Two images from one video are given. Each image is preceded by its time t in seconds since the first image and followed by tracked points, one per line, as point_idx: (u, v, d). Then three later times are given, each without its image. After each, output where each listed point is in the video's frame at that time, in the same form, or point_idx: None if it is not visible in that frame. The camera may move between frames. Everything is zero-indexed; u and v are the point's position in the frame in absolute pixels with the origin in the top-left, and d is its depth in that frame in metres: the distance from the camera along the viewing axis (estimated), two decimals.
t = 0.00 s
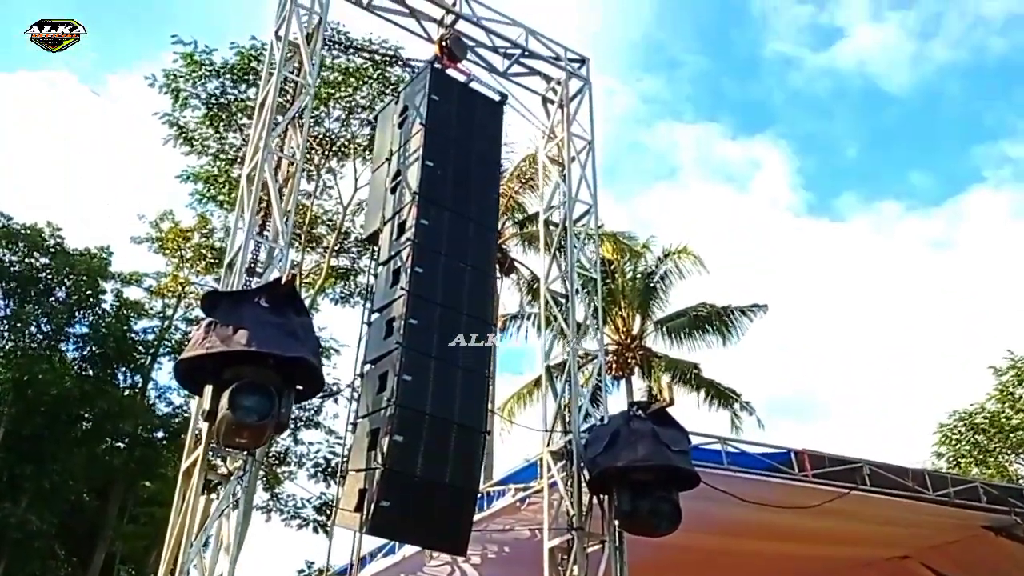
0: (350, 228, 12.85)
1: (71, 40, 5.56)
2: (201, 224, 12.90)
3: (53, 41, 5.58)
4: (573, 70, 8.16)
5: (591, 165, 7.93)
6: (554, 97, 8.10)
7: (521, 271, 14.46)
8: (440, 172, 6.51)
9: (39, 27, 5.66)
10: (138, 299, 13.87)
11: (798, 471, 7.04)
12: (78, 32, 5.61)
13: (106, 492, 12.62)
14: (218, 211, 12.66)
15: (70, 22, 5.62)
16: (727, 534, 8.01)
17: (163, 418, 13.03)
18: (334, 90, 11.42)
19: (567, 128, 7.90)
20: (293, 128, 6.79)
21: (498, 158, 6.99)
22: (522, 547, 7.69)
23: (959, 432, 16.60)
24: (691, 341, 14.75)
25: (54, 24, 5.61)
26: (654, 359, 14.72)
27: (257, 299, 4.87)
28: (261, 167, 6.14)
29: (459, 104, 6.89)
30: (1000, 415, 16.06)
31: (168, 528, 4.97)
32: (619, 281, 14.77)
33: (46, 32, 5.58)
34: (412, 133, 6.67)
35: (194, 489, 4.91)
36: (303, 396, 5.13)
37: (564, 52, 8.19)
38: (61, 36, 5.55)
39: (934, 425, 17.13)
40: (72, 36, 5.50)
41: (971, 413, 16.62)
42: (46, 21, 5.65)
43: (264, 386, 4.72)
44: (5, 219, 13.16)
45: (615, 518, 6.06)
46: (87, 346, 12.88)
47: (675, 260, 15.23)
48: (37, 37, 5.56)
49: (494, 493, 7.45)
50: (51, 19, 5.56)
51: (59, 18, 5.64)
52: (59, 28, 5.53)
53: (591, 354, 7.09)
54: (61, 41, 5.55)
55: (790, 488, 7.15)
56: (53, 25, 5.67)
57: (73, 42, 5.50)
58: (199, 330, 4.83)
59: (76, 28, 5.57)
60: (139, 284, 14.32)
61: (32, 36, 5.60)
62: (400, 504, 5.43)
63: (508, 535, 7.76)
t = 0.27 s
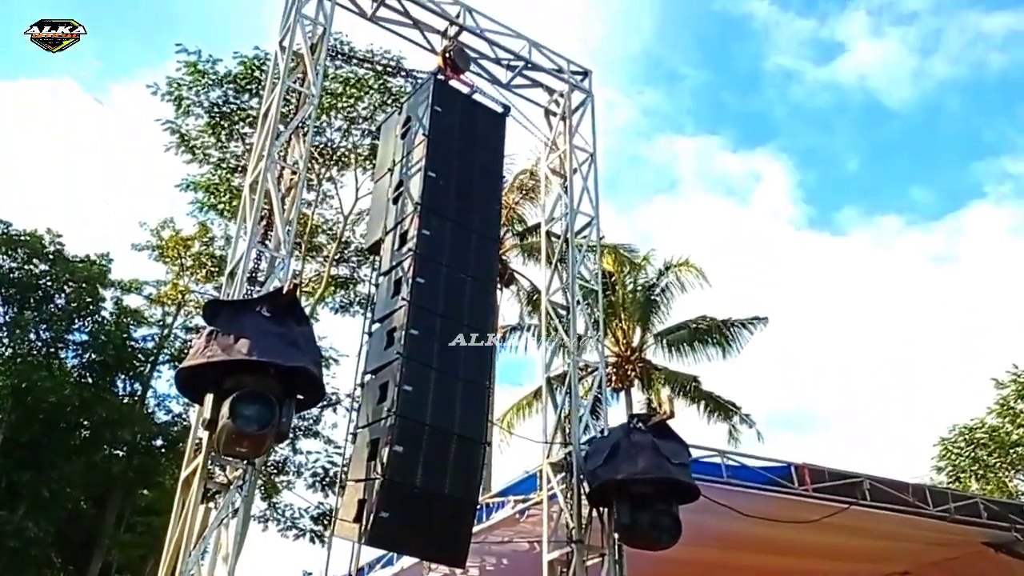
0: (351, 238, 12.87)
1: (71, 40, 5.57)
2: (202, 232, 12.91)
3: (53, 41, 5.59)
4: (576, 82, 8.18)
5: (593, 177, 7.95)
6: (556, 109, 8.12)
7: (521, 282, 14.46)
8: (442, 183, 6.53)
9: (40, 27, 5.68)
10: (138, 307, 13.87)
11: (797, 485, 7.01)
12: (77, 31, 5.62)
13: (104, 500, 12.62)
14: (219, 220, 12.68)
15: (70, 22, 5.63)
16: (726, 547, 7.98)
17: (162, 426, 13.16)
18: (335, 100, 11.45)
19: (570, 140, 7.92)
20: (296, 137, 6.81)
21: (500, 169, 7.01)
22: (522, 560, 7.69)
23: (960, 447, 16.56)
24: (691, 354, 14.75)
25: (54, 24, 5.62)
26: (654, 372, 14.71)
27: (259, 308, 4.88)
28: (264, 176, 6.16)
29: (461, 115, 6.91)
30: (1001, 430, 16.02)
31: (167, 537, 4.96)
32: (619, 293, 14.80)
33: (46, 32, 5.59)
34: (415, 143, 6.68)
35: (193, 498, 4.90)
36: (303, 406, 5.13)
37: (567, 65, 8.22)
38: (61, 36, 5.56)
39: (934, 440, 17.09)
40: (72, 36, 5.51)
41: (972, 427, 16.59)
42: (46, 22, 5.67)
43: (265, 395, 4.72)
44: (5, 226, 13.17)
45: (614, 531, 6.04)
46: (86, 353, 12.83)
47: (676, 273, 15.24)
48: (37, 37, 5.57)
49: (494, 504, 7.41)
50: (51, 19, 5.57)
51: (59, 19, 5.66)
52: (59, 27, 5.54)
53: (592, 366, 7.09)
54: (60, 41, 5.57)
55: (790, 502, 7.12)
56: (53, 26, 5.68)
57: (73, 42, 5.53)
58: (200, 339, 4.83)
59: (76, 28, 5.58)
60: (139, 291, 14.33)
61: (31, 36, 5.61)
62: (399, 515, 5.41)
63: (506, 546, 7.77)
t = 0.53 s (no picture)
0: (351, 245, 12.88)
1: (71, 40, 5.58)
2: (204, 238, 12.92)
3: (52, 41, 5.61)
4: (579, 92, 8.20)
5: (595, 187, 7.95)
6: (558, 119, 8.14)
7: (521, 291, 14.45)
8: (444, 191, 6.54)
9: (40, 27, 5.69)
10: (138, 311, 13.87)
11: (797, 496, 6.98)
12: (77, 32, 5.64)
13: (102, 505, 12.60)
14: (220, 226, 12.68)
15: (70, 22, 5.64)
16: (725, 557, 7.97)
17: (160, 432, 13.01)
18: (337, 108, 11.46)
19: (572, 150, 7.93)
20: (298, 144, 6.82)
21: (502, 178, 7.02)
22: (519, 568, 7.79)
23: (962, 460, 16.51)
24: (691, 364, 14.74)
25: (54, 24, 5.64)
26: (654, 382, 14.68)
27: (260, 314, 4.88)
28: (267, 182, 6.16)
29: (464, 124, 6.93)
30: (1002, 444, 15.98)
31: (166, 542, 4.95)
32: (619, 302, 14.76)
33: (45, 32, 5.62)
34: (417, 152, 6.69)
35: (192, 503, 4.88)
36: (303, 412, 5.12)
37: (569, 75, 8.24)
38: (60, 37, 5.58)
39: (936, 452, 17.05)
40: (72, 36, 5.52)
41: (973, 440, 16.55)
42: (47, 22, 5.68)
43: (265, 401, 4.72)
44: (6, 229, 13.18)
45: (614, 541, 6.02)
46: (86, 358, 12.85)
47: (677, 283, 15.24)
48: (37, 37, 5.59)
49: (493, 512, 7.41)
50: (51, 19, 5.59)
51: (58, 19, 5.68)
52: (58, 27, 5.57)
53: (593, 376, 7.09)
54: (60, 41, 5.58)
55: (789, 513, 7.09)
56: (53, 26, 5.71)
57: (72, 42, 5.55)
58: (201, 344, 4.83)
59: (76, 28, 5.59)
60: (140, 296, 14.33)
61: (32, 36, 5.62)
62: (398, 523, 5.40)
63: (506, 555, 7.81)
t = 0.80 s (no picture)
0: (352, 251, 12.89)
1: (71, 41, 5.59)
2: (204, 242, 12.93)
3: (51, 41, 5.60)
4: (582, 101, 8.22)
5: (597, 195, 7.96)
6: (561, 127, 8.16)
7: (521, 299, 14.45)
8: (446, 198, 6.54)
9: (40, 27, 5.69)
10: (137, 315, 13.87)
11: (797, 507, 6.97)
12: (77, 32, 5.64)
13: (99, 509, 12.58)
14: (221, 231, 12.69)
15: (70, 22, 5.65)
16: (723, 568, 7.96)
17: (159, 436, 13.09)
18: (338, 114, 11.48)
19: (574, 158, 7.94)
20: (302, 150, 6.83)
21: (505, 185, 7.03)
22: None
23: (962, 473, 16.46)
24: (691, 374, 14.73)
25: (54, 24, 5.64)
26: (654, 392, 14.66)
27: (262, 319, 4.89)
28: (270, 187, 6.17)
29: (467, 131, 6.94)
30: (1002, 456, 15.93)
31: (165, 547, 4.94)
32: (619, 311, 14.76)
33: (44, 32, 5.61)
34: (420, 158, 6.70)
35: (191, 507, 4.88)
36: (304, 418, 5.12)
37: (572, 83, 8.26)
38: (61, 37, 5.58)
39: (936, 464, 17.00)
40: (73, 36, 5.53)
41: (973, 453, 16.51)
42: (47, 22, 5.68)
43: (266, 407, 4.71)
44: (6, 232, 13.18)
45: (613, 550, 6.01)
46: (85, 361, 12.84)
47: (678, 292, 15.24)
48: (37, 37, 5.58)
49: (491, 520, 7.42)
50: (51, 19, 5.59)
51: (59, 19, 5.68)
52: (59, 26, 5.58)
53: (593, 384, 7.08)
54: (60, 41, 5.58)
55: (789, 524, 7.08)
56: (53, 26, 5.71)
57: (73, 42, 5.55)
58: (203, 349, 4.83)
59: (76, 29, 5.60)
60: (140, 301, 14.33)
61: (32, 36, 5.62)
62: (398, 529, 5.38)
63: (504, 562, 7.84)
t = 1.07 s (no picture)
0: (355, 254, 12.90)
1: (70, 40, 5.69)
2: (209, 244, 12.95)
3: (51, 41, 5.72)
4: (588, 106, 8.23)
5: (603, 200, 7.96)
6: (567, 132, 8.16)
7: (524, 303, 14.45)
8: (452, 202, 6.55)
9: (40, 27, 5.82)
10: (141, 316, 13.88)
11: (801, 514, 6.97)
12: (76, 32, 5.76)
13: (101, 510, 12.60)
14: (225, 233, 12.71)
15: (69, 22, 5.75)
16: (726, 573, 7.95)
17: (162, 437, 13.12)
18: (343, 117, 11.50)
19: (580, 163, 7.95)
20: (308, 152, 6.85)
21: (511, 189, 7.03)
22: None
23: (966, 481, 16.41)
24: (694, 380, 14.71)
25: (54, 24, 5.75)
26: (656, 397, 14.64)
27: (267, 321, 4.90)
28: (276, 190, 6.18)
29: (473, 135, 6.95)
30: (1006, 465, 15.88)
31: (169, 547, 4.95)
32: (623, 317, 14.80)
33: (44, 31, 5.72)
34: (426, 162, 6.71)
35: (195, 508, 4.89)
36: (308, 419, 5.13)
37: (578, 88, 8.27)
38: (60, 37, 5.68)
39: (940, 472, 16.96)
40: (72, 36, 5.62)
41: (978, 461, 16.46)
42: (47, 22, 5.79)
43: (271, 408, 4.72)
44: (10, 232, 13.22)
45: (616, 555, 6.00)
46: (88, 362, 12.86)
47: (681, 298, 15.24)
48: (37, 37, 5.69)
49: (494, 524, 7.42)
50: (51, 20, 5.70)
51: (59, 19, 5.81)
52: (59, 26, 5.69)
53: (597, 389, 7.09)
54: (60, 41, 5.69)
55: (793, 530, 7.07)
56: (53, 26, 5.84)
57: (72, 42, 5.63)
58: (208, 350, 4.84)
59: (75, 29, 5.70)
60: (144, 302, 14.36)
61: (32, 36, 5.72)
62: (401, 531, 5.38)
63: (506, 566, 7.85)
